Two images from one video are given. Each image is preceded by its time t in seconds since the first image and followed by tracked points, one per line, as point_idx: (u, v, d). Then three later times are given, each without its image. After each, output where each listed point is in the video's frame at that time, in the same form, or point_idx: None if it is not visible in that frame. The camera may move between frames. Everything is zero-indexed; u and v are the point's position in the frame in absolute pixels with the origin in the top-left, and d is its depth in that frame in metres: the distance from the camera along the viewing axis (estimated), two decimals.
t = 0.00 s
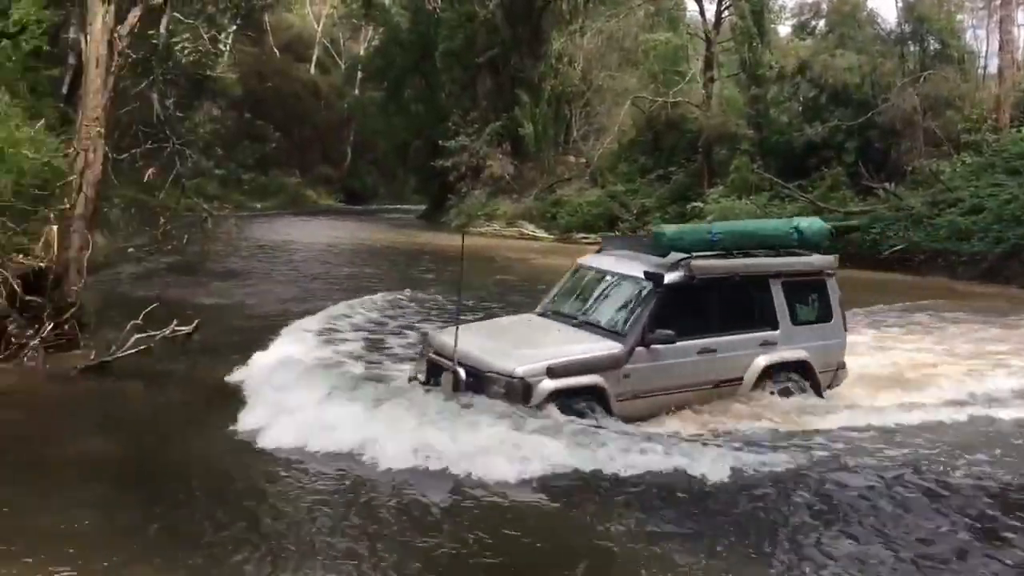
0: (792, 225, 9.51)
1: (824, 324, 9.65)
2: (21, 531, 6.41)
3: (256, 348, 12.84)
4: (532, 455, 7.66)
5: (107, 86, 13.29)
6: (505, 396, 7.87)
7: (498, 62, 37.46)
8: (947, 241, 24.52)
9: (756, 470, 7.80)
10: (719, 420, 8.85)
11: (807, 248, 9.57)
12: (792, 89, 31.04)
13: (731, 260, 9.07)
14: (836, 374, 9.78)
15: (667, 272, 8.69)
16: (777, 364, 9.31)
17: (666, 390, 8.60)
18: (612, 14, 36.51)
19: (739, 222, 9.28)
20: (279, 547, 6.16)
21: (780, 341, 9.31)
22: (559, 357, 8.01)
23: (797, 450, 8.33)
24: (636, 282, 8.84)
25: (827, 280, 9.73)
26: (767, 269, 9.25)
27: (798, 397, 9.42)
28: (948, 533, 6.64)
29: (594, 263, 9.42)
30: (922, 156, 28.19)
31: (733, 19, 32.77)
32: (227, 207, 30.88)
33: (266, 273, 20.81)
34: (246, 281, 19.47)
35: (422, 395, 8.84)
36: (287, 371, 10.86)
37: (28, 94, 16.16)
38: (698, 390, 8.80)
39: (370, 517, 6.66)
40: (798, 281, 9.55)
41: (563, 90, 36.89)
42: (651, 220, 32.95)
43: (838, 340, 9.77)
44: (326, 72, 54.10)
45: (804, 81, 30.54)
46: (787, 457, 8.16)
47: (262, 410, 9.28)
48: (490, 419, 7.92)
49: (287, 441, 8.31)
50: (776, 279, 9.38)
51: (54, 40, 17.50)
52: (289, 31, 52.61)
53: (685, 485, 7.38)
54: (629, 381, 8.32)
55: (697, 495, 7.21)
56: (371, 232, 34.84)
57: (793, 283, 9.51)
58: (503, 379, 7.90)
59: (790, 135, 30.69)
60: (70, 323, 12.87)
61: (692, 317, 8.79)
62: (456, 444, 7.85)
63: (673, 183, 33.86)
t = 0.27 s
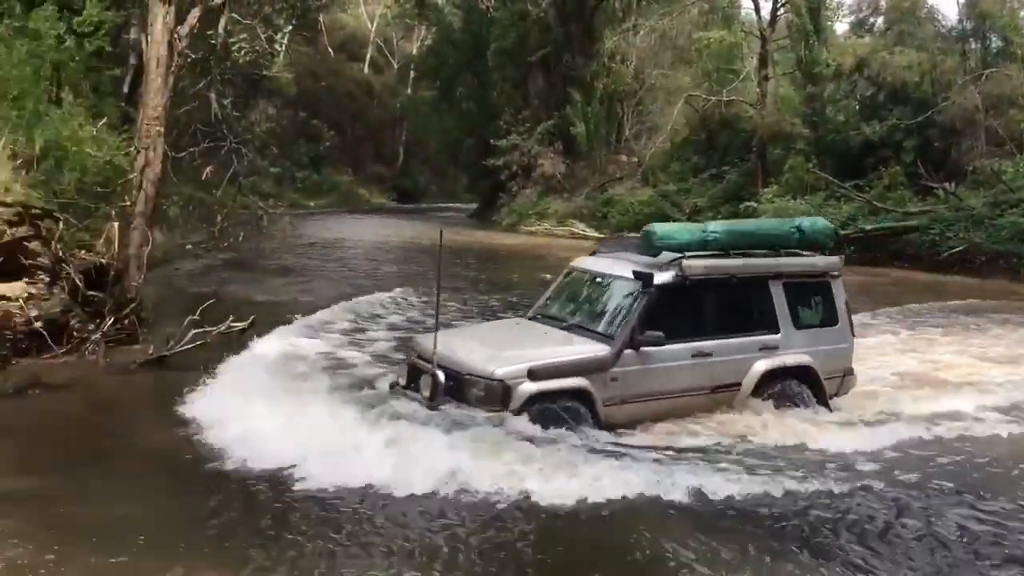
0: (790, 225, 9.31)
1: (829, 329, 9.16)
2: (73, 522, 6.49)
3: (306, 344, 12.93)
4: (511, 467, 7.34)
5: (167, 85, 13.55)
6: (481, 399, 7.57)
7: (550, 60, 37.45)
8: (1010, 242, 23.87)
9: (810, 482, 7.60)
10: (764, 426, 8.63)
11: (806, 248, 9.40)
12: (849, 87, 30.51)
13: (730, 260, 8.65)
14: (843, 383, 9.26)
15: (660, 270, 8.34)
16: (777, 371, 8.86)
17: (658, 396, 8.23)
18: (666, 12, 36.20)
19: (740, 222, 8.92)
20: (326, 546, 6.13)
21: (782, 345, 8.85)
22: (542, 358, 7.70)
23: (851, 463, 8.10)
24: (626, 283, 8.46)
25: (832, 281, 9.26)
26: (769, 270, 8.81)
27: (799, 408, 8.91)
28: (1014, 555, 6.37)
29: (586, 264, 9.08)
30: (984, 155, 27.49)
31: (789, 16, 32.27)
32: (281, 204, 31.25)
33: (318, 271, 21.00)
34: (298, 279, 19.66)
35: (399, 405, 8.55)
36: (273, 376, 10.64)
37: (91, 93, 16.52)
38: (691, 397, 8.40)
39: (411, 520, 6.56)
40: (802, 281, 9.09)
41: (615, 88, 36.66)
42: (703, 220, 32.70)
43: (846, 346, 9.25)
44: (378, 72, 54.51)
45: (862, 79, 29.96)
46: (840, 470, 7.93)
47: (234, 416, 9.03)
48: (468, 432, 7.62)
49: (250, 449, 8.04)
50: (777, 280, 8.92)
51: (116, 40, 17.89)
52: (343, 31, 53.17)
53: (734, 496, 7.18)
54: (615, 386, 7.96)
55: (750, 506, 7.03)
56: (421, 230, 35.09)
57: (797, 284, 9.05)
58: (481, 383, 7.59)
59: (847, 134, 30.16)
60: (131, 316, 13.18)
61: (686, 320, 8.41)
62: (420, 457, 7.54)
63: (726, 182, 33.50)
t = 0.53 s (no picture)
0: (792, 223, 8.97)
1: (830, 333, 8.82)
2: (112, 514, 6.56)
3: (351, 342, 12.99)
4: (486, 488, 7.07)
5: (221, 82, 13.77)
6: (454, 405, 7.42)
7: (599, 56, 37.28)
8: None
9: (860, 497, 7.39)
10: (807, 435, 8.54)
11: (809, 248, 9.04)
12: (905, 82, 29.92)
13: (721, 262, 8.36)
14: (846, 389, 8.92)
15: (649, 273, 8.09)
16: (771, 378, 8.60)
17: (645, 403, 8.01)
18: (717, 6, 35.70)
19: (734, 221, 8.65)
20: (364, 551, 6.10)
21: (778, 351, 8.56)
22: (518, 363, 7.48)
23: (905, 478, 7.91)
24: (612, 286, 8.22)
25: (835, 283, 8.90)
26: (764, 272, 8.50)
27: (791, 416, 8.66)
28: None
29: (576, 264, 8.84)
30: None
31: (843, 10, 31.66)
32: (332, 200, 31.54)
33: (367, 267, 21.13)
34: (346, 274, 19.80)
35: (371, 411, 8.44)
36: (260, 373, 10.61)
37: (148, 90, 16.82)
38: (679, 404, 8.17)
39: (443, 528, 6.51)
40: (802, 284, 8.76)
41: (664, 84, 36.12)
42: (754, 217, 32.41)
43: (849, 350, 8.90)
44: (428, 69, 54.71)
45: (919, 75, 29.32)
46: (889, 481, 7.81)
47: (208, 411, 8.98)
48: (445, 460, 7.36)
49: (217, 454, 7.81)
50: (775, 282, 8.61)
51: (171, 38, 18.17)
52: (392, 27, 53.51)
53: (778, 510, 7.01)
54: (596, 393, 7.76)
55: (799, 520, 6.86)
56: (470, 226, 35.23)
57: (797, 286, 8.72)
58: (454, 389, 7.42)
59: (903, 131, 29.58)
60: (182, 310, 13.61)
61: (674, 324, 8.16)
62: (383, 464, 7.42)
63: (778, 179, 33.06)
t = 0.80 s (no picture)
0: (783, 219, 8.66)
1: (823, 332, 8.46)
2: (103, 509, 6.45)
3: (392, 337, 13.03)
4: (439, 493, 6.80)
5: (270, 77, 13.94)
6: (415, 405, 7.17)
7: (644, 49, 37.06)
8: None
9: (902, 496, 7.23)
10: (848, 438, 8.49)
11: (801, 244, 8.71)
12: (959, 74, 29.29)
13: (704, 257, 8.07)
14: (840, 391, 8.56)
15: (626, 270, 7.82)
16: (757, 379, 8.29)
17: (622, 403, 7.73)
18: None
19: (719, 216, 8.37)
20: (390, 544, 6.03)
21: (765, 350, 8.24)
22: (484, 362, 7.23)
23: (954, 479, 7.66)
24: (587, 282, 7.95)
25: (827, 280, 8.54)
26: (750, 269, 8.19)
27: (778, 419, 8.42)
28: None
29: (555, 258, 8.56)
30: None
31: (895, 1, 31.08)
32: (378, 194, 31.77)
33: (412, 260, 21.24)
34: (391, 268, 19.91)
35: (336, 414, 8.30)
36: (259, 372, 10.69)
37: (198, 86, 17.09)
38: (658, 404, 7.87)
39: (464, 518, 6.39)
40: (791, 281, 8.43)
41: (711, 78, 35.91)
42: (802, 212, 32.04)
43: (843, 350, 8.53)
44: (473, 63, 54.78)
45: (973, 66, 28.69)
46: (930, 477, 7.70)
47: (163, 419, 8.62)
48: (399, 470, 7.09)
49: (167, 460, 7.46)
50: (762, 279, 8.30)
51: (220, 35, 18.47)
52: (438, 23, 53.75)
53: (813, 510, 6.88)
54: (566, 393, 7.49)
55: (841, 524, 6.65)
56: (514, 220, 35.29)
57: (785, 283, 8.39)
58: (417, 388, 7.17)
59: (956, 124, 28.97)
60: (232, 303, 13.89)
61: (652, 322, 7.87)
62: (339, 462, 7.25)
63: (827, 172, 32.64)
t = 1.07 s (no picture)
0: (761, 208, 7.96)
1: (805, 328, 7.87)
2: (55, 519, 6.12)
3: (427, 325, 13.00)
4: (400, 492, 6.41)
5: (316, 72, 14.03)
6: (366, 395, 6.78)
7: (688, 41, 36.48)
8: None
9: (943, 487, 7.04)
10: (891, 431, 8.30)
11: (785, 236, 8.03)
12: (1012, 64, 28.63)
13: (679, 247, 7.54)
14: (823, 391, 7.95)
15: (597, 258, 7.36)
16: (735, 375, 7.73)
17: (587, 396, 7.24)
18: None
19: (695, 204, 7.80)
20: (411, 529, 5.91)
21: (743, 345, 7.66)
22: (440, 353, 6.82)
23: (1000, 473, 7.35)
24: (557, 273, 7.51)
25: (810, 273, 7.94)
26: (728, 260, 7.63)
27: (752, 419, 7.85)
28: None
29: (530, 251, 8.11)
30: None
31: None
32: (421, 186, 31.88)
33: (453, 253, 21.28)
34: (433, 260, 20.00)
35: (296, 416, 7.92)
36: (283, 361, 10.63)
37: (245, 80, 17.26)
38: (627, 400, 7.39)
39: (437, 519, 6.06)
40: (772, 274, 7.85)
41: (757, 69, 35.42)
42: (850, 204, 31.57)
43: (829, 347, 7.95)
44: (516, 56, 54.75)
45: None
46: (973, 468, 7.49)
47: (113, 419, 8.21)
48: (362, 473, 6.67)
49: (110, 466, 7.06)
50: (741, 270, 7.74)
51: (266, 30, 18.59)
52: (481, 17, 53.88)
53: (849, 500, 6.69)
54: (525, 387, 7.02)
55: (879, 519, 6.38)
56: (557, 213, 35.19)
57: (765, 276, 7.82)
58: (370, 376, 6.77)
59: (1008, 114, 28.32)
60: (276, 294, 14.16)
61: (623, 313, 7.39)
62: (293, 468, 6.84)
63: (875, 164, 32.10)
